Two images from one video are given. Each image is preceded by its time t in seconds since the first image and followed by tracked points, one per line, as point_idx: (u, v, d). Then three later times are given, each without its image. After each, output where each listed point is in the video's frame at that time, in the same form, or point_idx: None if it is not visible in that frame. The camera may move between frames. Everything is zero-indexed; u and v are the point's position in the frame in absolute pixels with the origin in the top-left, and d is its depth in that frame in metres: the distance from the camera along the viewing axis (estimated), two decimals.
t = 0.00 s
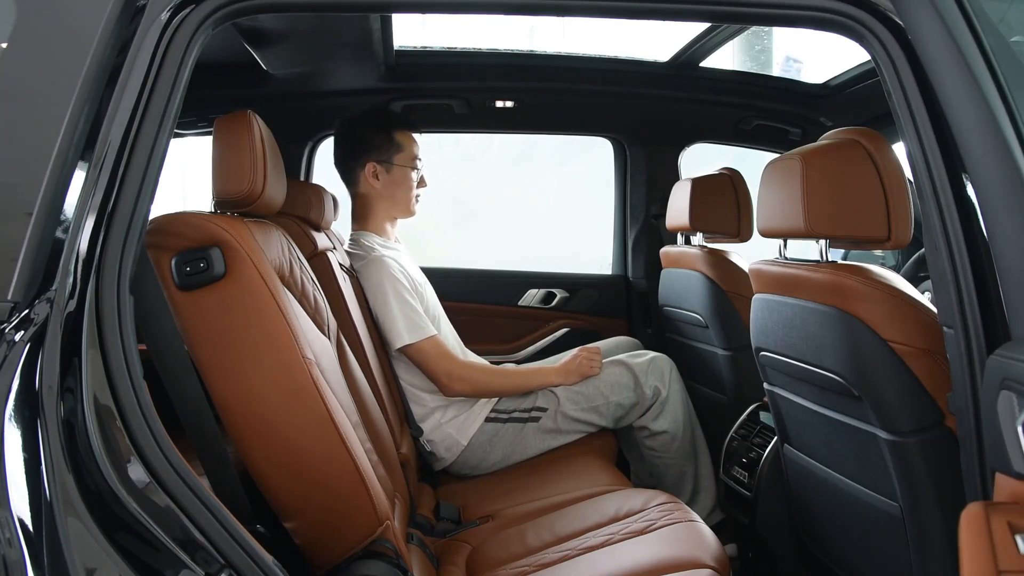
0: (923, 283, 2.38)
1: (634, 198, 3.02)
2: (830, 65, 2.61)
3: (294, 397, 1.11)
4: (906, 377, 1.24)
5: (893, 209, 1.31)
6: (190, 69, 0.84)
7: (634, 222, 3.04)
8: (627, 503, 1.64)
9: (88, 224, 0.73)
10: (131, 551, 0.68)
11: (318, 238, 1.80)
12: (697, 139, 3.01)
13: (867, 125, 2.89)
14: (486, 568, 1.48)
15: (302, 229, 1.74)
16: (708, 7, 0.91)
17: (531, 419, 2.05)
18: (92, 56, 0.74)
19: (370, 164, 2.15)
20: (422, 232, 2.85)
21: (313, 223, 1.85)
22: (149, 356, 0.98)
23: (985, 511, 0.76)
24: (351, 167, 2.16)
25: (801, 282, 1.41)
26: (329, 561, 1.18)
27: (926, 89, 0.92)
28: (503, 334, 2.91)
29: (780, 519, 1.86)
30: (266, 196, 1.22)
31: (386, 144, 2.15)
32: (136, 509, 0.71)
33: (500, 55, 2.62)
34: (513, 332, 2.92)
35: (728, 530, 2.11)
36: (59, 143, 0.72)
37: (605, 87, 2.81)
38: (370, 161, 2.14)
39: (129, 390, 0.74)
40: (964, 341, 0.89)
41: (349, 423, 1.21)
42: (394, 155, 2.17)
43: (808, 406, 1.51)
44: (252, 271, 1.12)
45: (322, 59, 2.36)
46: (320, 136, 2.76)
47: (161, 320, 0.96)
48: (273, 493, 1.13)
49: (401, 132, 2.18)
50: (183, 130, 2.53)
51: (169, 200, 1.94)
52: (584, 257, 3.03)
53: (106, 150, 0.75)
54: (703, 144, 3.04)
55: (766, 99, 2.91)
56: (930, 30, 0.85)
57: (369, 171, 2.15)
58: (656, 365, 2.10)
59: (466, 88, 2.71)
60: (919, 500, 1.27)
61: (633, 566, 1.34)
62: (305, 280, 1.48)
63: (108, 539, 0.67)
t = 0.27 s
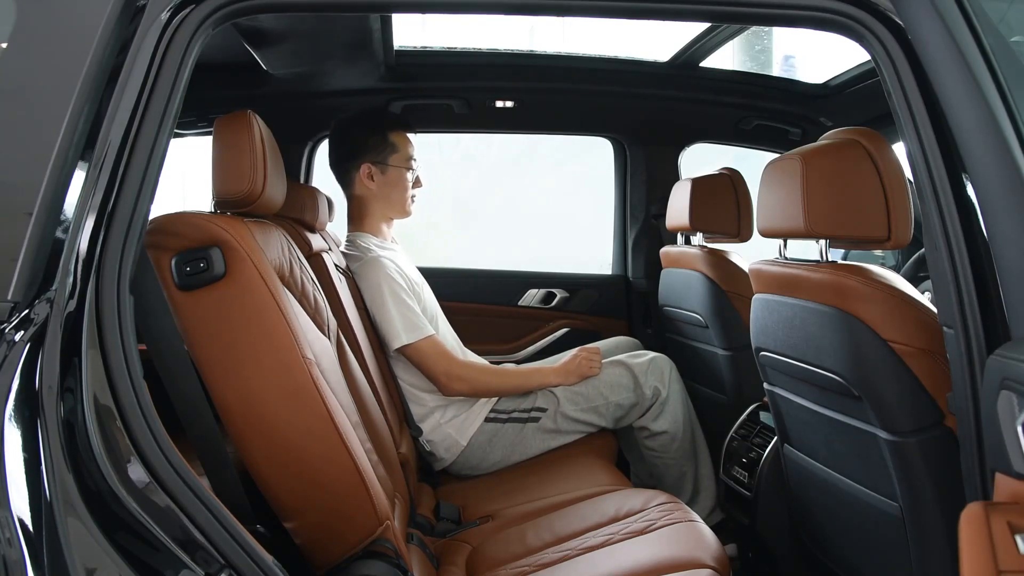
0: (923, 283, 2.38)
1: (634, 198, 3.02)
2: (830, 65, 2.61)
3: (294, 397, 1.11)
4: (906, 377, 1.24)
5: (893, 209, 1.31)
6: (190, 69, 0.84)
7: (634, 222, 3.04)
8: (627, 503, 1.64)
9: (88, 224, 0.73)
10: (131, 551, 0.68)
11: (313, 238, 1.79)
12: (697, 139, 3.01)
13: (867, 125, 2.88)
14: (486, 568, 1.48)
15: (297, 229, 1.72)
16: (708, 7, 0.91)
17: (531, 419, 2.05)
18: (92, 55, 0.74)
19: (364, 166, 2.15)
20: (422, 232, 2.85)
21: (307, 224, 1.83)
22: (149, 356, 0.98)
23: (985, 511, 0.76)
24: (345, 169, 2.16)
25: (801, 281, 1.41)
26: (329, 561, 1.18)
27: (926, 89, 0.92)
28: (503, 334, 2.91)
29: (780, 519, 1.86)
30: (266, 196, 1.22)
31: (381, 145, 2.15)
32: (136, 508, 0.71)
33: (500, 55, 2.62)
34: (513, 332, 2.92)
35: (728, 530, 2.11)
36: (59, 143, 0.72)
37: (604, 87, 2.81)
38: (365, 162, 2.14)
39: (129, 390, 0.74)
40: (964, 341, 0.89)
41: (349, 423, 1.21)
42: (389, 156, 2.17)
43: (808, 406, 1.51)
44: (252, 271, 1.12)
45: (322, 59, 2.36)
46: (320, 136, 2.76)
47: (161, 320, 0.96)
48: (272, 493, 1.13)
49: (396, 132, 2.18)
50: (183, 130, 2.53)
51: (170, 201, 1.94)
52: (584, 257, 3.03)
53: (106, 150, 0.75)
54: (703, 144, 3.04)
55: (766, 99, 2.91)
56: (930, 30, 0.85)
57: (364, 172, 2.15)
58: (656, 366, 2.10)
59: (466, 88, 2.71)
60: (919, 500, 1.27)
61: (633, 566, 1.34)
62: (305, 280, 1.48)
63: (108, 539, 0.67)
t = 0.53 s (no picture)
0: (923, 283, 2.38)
1: (634, 198, 3.02)
2: (830, 65, 2.61)
3: (294, 396, 1.11)
4: (906, 377, 1.24)
5: (893, 209, 1.32)
6: (190, 69, 0.84)
7: (634, 222, 3.04)
8: (627, 503, 1.64)
9: (88, 225, 0.73)
10: (131, 551, 0.68)
11: (310, 238, 1.79)
12: (697, 139, 3.01)
13: (867, 125, 2.89)
14: (486, 568, 1.48)
15: (294, 229, 1.71)
16: (708, 7, 0.91)
17: (531, 419, 2.05)
18: (92, 55, 0.74)
19: (359, 167, 2.15)
20: (422, 232, 2.85)
21: (303, 226, 1.82)
22: (150, 356, 0.98)
23: (985, 512, 0.76)
24: (341, 171, 2.16)
25: (801, 281, 1.41)
26: (328, 561, 1.18)
27: (926, 89, 0.92)
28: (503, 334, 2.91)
29: (780, 519, 1.86)
30: (266, 196, 1.23)
31: (375, 146, 2.15)
32: (136, 508, 0.71)
33: (500, 55, 2.62)
34: (513, 332, 2.92)
35: (728, 530, 2.11)
36: (59, 143, 0.72)
37: (604, 87, 2.81)
38: (360, 163, 2.14)
39: (129, 391, 0.74)
40: (964, 341, 0.89)
41: (349, 423, 1.21)
42: (384, 157, 2.17)
43: (808, 406, 1.51)
44: (252, 271, 1.12)
45: (322, 60, 2.36)
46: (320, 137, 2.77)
47: (161, 320, 0.96)
48: (272, 492, 1.13)
49: (392, 132, 2.18)
50: (183, 130, 2.53)
51: (169, 200, 1.94)
52: (584, 257, 3.03)
53: (106, 150, 0.75)
54: (703, 144, 3.04)
55: (766, 99, 2.91)
56: (930, 30, 0.85)
57: (360, 173, 2.15)
58: (656, 366, 2.10)
59: (466, 88, 2.71)
60: (919, 500, 1.27)
61: (633, 566, 1.34)
62: (305, 280, 1.48)
63: (108, 539, 0.67)
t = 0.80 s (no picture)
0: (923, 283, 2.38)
1: (634, 198, 3.03)
2: (830, 65, 2.61)
3: (294, 396, 1.11)
4: (906, 377, 1.24)
5: (893, 209, 1.31)
6: (190, 69, 0.84)
7: (635, 222, 3.04)
8: (627, 503, 1.64)
9: (88, 225, 0.73)
10: (132, 551, 0.68)
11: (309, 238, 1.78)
12: (697, 139, 3.01)
13: (867, 125, 2.88)
14: (486, 568, 1.48)
15: (294, 229, 1.71)
16: (708, 7, 0.91)
17: (530, 420, 2.05)
18: (92, 55, 0.74)
19: (361, 166, 2.15)
20: (421, 232, 2.86)
21: (303, 225, 1.82)
22: (150, 356, 0.98)
23: (985, 512, 0.76)
24: (343, 171, 2.17)
25: (802, 281, 1.41)
26: (329, 561, 1.18)
27: (926, 89, 0.92)
28: (503, 334, 2.91)
29: (780, 519, 1.86)
30: (266, 196, 1.23)
31: (376, 146, 2.15)
32: (136, 508, 0.71)
33: (501, 55, 2.62)
34: (513, 332, 2.92)
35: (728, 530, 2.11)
36: (59, 143, 0.72)
37: (604, 87, 2.81)
38: (361, 163, 2.15)
39: (129, 391, 0.74)
40: (964, 341, 0.89)
41: (349, 422, 1.21)
42: (385, 156, 2.17)
43: (808, 406, 1.51)
44: (252, 271, 1.12)
45: (322, 59, 2.36)
46: (320, 137, 2.77)
47: (161, 320, 0.96)
48: (273, 492, 1.13)
49: (393, 132, 2.18)
50: (183, 130, 2.53)
51: (170, 200, 1.94)
52: (584, 257, 3.03)
53: (106, 150, 0.75)
54: (703, 144, 3.04)
55: (766, 99, 2.91)
56: (930, 30, 0.85)
57: (361, 173, 2.15)
58: (655, 366, 2.09)
59: (466, 88, 2.71)
60: (919, 500, 1.27)
61: (633, 566, 1.34)
62: (305, 280, 1.48)
63: (108, 539, 0.67)
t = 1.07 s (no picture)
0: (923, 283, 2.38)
1: (634, 198, 3.03)
2: (830, 65, 2.61)
3: (294, 396, 1.11)
4: (906, 377, 1.24)
5: (893, 209, 1.31)
6: (190, 69, 0.84)
7: (634, 222, 3.04)
8: (627, 504, 1.64)
9: (88, 225, 0.73)
10: (132, 551, 0.68)
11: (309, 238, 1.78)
12: (696, 139, 3.01)
13: (867, 125, 2.89)
14: (486, 568, 1.48)
15: (294, 230, 1.71)
16: (708, 7, 0.91)
17: (529, 422, 2.04)
18: (92, 55, 0.74)
19: (370, 166, 2.15)
20: (422, 232, 2.86)
21: (303, 226, 1.82)
22: (150, 356, 0.98)
23: (985, 511, 0.76)
24: (353, 169, 2.17)
25: (802, 281, 1.41)
26: (329, 561, 1.18)
27: (926, 89, 0.92)
28: (503, 334, 2.91)
29: (780, 519, 1.86)
30: (266, 196, 1.23)
31: (386, 147, 2.14)
32: (136, 508, 0.71)
33: (501, 55, 2.62)
34: (513, 332, 2.92)
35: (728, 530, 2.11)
36: (59, 143, 0.72)
37: (604, 87, 2.81)
38: (370, 163, 2.15)
39: (129, 391, 0.74)
40: (964, 341, 0.89)
41: (349, 423, 1.21)
42: (395, 158, 2.16)
43: (808, 406, 1.51)
44: (252, 272, 1.12)
45: (322, 59, 2.36)
46: (320, 137, 2.77)
47: (161, 320, 0.96)
48: (273, 493, 1.13)
49: (404, 133, 2.17)
50: (183, 130, 2.53)
51: (169, 200, 1.94)
52: (583, 257, 3.03)
53: (107, 150, 0.75)
54: (703, 144, 3.04)
55: (766, 99, 2.91)
56: (930, 30, 0.85)
57: (369, 173, 2.15)
58: (654, 369, 2.08)
59: (466, 88, 2.71)
60: (919, 500, 1.27)
61: (633, 566, 1.34)
62: (305, 280, 1.49)
63: (108, 539, 0.67)
